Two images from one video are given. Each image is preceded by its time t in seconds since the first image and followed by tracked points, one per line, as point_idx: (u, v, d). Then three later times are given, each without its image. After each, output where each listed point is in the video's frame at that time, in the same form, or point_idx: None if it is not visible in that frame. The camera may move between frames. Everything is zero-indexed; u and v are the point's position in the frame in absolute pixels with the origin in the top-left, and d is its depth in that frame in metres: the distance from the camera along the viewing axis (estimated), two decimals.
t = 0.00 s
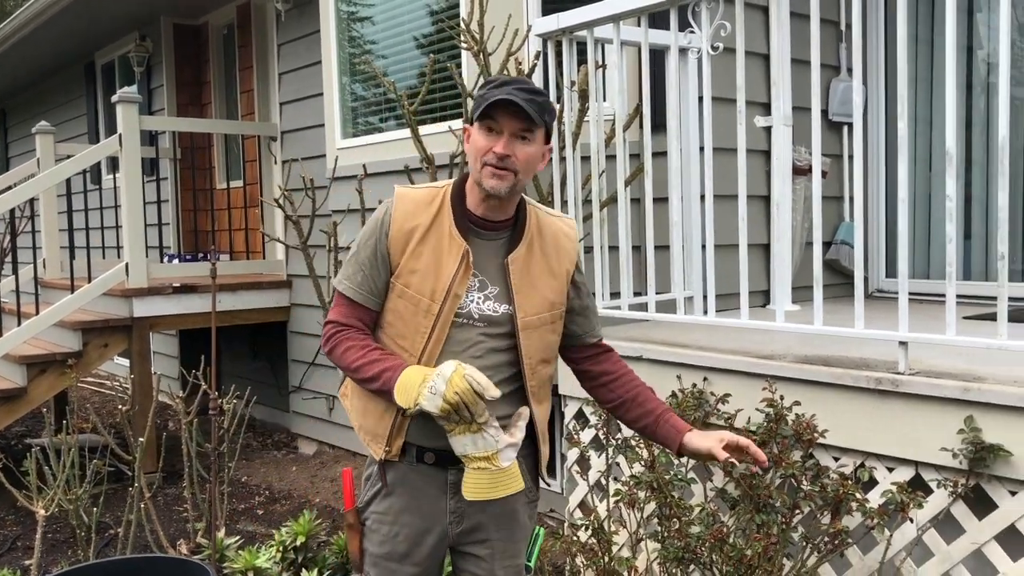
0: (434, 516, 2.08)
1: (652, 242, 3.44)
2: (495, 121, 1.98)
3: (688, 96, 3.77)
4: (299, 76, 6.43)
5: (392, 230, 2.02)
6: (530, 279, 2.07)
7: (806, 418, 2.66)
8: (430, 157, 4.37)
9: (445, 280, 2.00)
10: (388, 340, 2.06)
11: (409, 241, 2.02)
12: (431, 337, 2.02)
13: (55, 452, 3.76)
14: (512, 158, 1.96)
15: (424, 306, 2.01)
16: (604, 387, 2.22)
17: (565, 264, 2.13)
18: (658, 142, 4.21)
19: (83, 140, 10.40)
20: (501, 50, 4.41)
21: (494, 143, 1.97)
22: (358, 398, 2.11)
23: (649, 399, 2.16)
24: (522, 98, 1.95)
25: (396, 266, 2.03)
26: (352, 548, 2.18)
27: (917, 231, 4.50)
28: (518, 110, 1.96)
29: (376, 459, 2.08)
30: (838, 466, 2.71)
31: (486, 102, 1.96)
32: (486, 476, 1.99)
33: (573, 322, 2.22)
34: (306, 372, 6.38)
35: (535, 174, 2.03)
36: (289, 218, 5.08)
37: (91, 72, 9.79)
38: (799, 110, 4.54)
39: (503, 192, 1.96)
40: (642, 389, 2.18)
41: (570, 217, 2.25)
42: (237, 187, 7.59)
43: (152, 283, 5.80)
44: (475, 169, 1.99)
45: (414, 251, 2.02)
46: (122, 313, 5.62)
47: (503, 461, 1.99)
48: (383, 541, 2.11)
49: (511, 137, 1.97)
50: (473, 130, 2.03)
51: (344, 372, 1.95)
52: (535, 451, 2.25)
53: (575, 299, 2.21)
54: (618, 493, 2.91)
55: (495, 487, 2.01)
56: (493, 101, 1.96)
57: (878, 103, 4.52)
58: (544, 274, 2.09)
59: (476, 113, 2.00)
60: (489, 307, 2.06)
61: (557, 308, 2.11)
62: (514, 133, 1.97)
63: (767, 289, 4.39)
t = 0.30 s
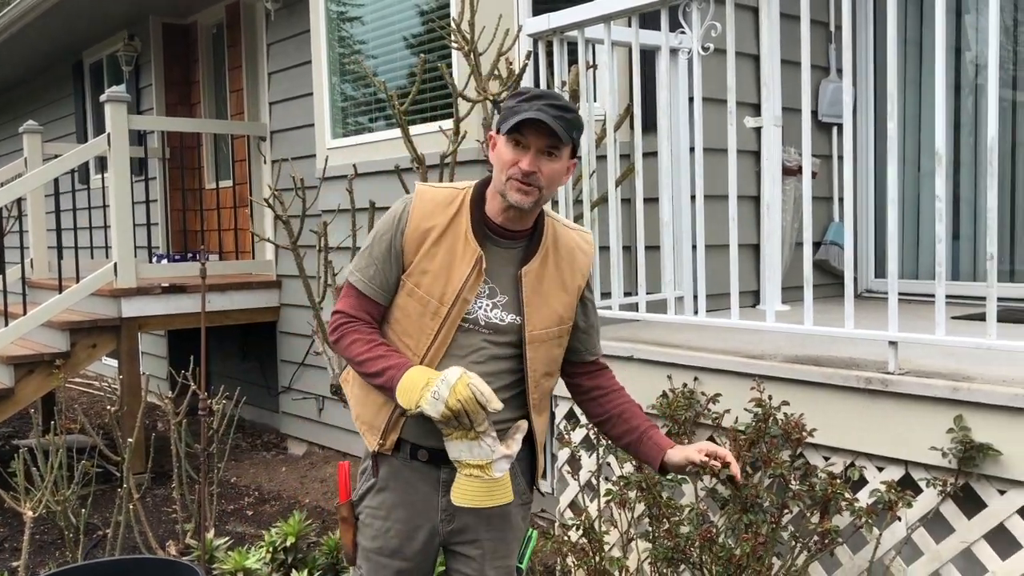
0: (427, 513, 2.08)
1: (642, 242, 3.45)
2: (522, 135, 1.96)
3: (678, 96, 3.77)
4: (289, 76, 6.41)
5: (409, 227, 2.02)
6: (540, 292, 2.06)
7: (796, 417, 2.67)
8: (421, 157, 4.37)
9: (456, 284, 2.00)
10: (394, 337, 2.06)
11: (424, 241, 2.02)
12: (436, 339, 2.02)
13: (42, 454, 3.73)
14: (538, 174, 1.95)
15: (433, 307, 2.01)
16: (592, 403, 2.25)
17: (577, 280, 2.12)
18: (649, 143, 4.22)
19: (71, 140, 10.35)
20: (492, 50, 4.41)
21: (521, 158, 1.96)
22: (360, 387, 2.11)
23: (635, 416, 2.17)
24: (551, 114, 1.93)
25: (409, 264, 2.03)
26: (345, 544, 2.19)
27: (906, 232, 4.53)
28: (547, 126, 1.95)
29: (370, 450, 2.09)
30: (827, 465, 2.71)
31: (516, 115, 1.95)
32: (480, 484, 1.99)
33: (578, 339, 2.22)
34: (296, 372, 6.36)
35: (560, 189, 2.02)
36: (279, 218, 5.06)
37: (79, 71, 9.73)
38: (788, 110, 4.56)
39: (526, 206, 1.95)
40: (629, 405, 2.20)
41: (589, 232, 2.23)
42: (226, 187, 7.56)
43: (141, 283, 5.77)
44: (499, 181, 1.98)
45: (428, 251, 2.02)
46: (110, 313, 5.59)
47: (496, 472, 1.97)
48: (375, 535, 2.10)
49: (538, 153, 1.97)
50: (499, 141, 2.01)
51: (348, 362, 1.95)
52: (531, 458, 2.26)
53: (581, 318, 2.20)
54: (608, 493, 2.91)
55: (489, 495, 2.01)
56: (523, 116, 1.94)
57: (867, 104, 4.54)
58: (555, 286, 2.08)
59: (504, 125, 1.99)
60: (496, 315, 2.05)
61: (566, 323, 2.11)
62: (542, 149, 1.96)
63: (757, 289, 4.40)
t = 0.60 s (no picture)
0: (427, 512, 2.08)
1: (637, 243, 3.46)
2: (524, 139, 1.96)
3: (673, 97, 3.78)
4: (283, 76, 6.41)
5: (412, 231, 2.02)
6: (541, 293, 2.07)
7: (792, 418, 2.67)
8: (416, 158, 4.37)
9: (460, 288, 2.00)
10: (396, 339, 2.06)
11: (427, 245, 2.02)
12: (441, 343, 2.02)
13: (35, 454, 3.72)
14: (540, 177, 1.96)
15: (437, 310, 2.01)
16: (588, 403, 2.25)
17: (576, 279, 2.13)
18: (643, 144, 4.22)
19: (63, 140, 10.32)
20: (486, 51, 4.41)
21: (523, 161, 1.96)
22: (359, 389, 2.10)
23: (632, 416, 2.18)
24: (553, 118, 1.94)
25: (412, 268, 2.03)
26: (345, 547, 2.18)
27: (900, 233, 4.54)
28: (549, 130, 1.95)
29: (371, 452, 2.08)
30: (821, 465, 2.72)
31: (519, 119, 1.95)
32: (489, 486, 1.97)
33: (573, 339, 2.22)
34: (290, 373, 6.35)
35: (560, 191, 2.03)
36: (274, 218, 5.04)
37: (72, 71, 9.71)
38: (781, 112, 4.57)
39: (528, 209, 1.96)
40: (625, 406, 2.20)
41: (586, 233, 2.24)
42: (220, 187, 7.55)
43: (134, 284, 5.75)
44: (501, 184, 1.98)
45: (432, 254, 2.01)
46: (104, 313, 5.58)
47: (507, 472, 1.97)
48: (377, 536, 2.10)
49: (540, 156, 1.97)
50: (500, 143, 2.01)
51: (352, 367, 1.95)
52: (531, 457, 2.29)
53: (577, 319, 2.21)
54: (603, 494, 2.91)
55: (500, 497, 1.99)
56: (526, 120, 1.94)
57: (861, 106, 4.56)
58: (556, 288, 2.09)
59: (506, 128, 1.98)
60: (497, 317, 2.06)
61: (566, 323, 2.12)
62: (544, 152, 1.97)
63: (751, 290, 4.41)
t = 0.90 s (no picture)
0: (421, 512, 2.09)
1: (632, 244, 3.46)
2: (528, 146, 1.96)
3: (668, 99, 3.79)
4: (279, 77, 6.41)
5: (406, 232, 2.02)
6: (531, 292, 2.10)
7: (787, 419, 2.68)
8: (412, 159, 4.37)
9: (455, 288, 2.01)
10: (388, 339, 2.06)
11: (421, 245, 2.02)
12: (436, 342, 2.03)
13: (31, 455, 3.71)
14: (541, 185, 1.97)
15: (432, 310, 2.02)
16: (583, 401, 2.27)
17: (565, 278, 2.16)
18: (639, 145, 4.23)
19: (59, 140, 10.29)
20: (483, 52, 4.42)
21: (525, 168, 1.96)
22: (347, 392, 2.08)
23: (626, 410, 2.19)
24: (558, 128, 1.95)
25: (406, 268, 2.02)
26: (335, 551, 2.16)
27: (894, 234, 4.56)
28: (552, 140, 1.96)
29: (361, 455, 2.07)
30: (816, 466, 2.73)
31: (527, 127, 1.94)
32: (489, 482, 1.98)
33: (561, 339, 2.24)
34: (285, 373, 6.35)
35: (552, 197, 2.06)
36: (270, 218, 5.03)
37: (68, 71, 9.69)
38: (777, 114, 4.58)
39: (526, 215, 1.98)
40: (620, 400, 2.22)
41: (570, 235, 2.27)
42: (216, 187, 7.54)
43: (130, 284, 5.75)
44: (501, 187, 1.98)
45: (426, 255, 2.01)
46: (99, 313, 5.57)
47: (506, 468, 1.99)
48: (369, 540, 2.10)
49: (543, 164, 1.97)
50: (501, 145, 1.99)
51: (347, 369, 1.93)
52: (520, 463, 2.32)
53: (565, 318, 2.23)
54: (598, 495, 2.91)
55: (496, 493, 2.00)
56: (532, 128, 1.93)
57: (856, 108, 4.58)
58: (545, 288, 2.12)
59: (508, 133, 1.96)
60: (490, 317, 2.08)
61: (555, 322, 2.15)
62: (547, 161, 1.97)
63: (746, 291, 4.42)
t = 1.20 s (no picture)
0: (420, 514, 2.09)
1: (630, 245, 3.47)
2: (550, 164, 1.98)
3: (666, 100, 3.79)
4: (276, 78, 6.41)
5: (385, 232, 2.02)
6: (516, 280, 2.12)
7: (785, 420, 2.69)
8: (410, 160, 4.37)
9: (439, 282, 2.02)
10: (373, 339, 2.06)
11: (401, 243, 2.02)
12: (423, 337, 2.04)
13: (29, 455, 3.71)
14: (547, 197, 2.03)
15: (417, 307, 2.02)
16: (577, 375, 2.34)
17: (547, 265, 2.19)
18: (637, 146, 4.24)
19: (56, 141, 10.29)
20: (480, 54, 4.43)
21: (541, 183, 1.99)
22: (336, 398, 2.07)
23: (618, 377, 2.30)
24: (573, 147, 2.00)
25: (387, 267, 2.03)
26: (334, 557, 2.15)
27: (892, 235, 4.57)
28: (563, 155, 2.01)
29: (359, 459, 2.06)
30: (813, 467, 2.74)
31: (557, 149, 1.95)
32: (485, 471, 1.96)
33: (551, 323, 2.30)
34: (282, 374, 6.34)
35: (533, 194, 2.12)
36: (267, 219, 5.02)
37: (65, 72, 9.69)
38: (774, 115, 4.59)
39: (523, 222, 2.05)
40: (612, 367, 2.32)
41: (546, 224, 2.31)
42: (214, 188, 7.54)
43: (128, 285, 5.75)
44: (512, 199, 1.99)
45: (406, 252, 2.02)
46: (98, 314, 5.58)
47: (501, 457, 1.98)
48: (367, 545, 2.10)
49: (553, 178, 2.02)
50: (518, 156, 1.95)
51: (335, 371, 1.92)
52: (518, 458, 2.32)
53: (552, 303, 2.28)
54: (597, 496, 2.90)
55: (494, 482, 1.97)
56: (561, 150, 1.95)
57: (854, 109, 4.58)
58: (529, 276, 2.14)
59: (532, 149, 1.94)
60: (477, 307, 2.10)
61: (541, 309, 2.17)
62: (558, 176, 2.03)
63: (744, 292, 4.43)
